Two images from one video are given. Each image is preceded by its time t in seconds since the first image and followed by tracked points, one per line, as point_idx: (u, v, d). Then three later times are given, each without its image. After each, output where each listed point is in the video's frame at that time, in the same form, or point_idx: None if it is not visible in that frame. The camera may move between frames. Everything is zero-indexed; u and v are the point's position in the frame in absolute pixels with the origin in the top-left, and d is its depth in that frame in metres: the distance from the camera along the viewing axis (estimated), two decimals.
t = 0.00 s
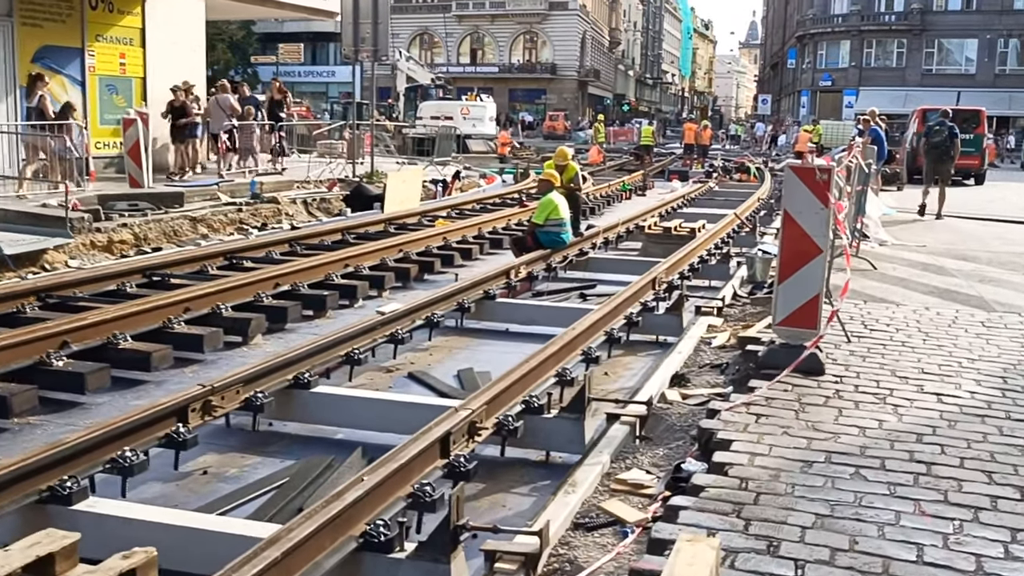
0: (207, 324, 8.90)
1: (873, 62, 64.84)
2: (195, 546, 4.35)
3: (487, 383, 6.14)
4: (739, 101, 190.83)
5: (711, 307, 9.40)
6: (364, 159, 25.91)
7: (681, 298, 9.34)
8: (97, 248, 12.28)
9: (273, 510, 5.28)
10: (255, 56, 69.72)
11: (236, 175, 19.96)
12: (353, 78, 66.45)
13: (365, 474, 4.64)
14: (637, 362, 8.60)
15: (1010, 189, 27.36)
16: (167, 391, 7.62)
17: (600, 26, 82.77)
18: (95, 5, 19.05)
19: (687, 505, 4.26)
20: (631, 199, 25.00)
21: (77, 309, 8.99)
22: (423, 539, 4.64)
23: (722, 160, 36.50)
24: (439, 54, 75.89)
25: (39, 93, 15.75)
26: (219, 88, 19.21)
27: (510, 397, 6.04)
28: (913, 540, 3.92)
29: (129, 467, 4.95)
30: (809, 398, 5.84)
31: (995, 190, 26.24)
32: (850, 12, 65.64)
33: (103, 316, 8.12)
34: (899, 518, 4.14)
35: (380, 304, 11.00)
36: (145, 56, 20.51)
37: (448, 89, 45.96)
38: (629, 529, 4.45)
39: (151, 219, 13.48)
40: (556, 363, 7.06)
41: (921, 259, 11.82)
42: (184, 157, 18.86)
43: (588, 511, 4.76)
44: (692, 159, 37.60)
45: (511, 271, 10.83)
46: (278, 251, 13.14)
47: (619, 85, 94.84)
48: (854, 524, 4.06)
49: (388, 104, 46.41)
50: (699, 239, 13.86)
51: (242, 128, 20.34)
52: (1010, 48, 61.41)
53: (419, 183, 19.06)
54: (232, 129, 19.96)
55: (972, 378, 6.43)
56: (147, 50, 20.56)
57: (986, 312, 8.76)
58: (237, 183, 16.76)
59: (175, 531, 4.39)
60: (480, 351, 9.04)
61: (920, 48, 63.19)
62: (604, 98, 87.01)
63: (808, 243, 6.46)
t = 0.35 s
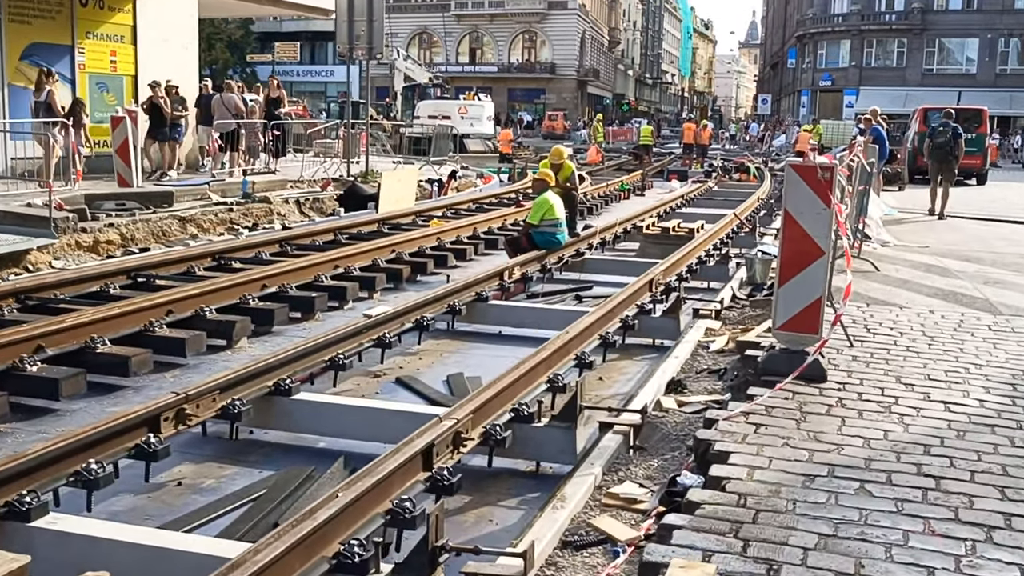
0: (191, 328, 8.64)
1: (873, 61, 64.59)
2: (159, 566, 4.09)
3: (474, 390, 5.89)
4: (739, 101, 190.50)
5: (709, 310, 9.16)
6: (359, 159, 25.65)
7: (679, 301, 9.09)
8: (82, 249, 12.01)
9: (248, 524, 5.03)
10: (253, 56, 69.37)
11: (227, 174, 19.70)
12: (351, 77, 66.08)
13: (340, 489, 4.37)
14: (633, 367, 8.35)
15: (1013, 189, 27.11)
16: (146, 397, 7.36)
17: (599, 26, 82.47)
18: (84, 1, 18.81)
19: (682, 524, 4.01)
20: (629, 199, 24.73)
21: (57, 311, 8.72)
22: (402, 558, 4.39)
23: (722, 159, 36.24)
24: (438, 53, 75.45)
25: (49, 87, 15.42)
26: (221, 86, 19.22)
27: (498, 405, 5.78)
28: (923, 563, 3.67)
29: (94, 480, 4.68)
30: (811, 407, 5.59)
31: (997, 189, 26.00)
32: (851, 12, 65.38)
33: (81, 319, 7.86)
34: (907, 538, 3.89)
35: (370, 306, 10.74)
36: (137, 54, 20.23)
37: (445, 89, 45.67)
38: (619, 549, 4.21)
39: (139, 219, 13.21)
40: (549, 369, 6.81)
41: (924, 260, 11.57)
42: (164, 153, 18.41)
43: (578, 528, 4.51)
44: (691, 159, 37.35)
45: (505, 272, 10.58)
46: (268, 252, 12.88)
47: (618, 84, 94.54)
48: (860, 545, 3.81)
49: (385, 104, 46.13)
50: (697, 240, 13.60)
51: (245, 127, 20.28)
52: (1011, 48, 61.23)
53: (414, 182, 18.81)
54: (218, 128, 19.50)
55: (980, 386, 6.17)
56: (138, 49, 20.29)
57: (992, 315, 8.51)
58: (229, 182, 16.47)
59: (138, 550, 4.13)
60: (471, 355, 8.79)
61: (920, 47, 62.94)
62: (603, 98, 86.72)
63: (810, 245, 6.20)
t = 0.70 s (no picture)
0: (169, 336, 8.36)
1: (871, 61, 64.36)
2: None
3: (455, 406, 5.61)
4: (737, 102, 190.25)
5: (705, 318, 8.88)
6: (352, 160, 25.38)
7: (673, 309, 8.83)
8: (63, 253, 11.73)
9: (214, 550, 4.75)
10: (249, 56, 69.08)
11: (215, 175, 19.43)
12: (347, 78, 65.81)
13: (306, 518, 4.09)
14: (625, 377, 8.08)
15: (1013, 190, 26.87)
16: (119, 410, 7.08)
17: (596, 27, 82.27)
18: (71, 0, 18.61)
19: (671, 558, 3.73)
20: (625, 201, 24.47)
21: (30, 319, 8.43)
22: None
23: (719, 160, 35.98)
24: (434, 54, 75.02)
25: (54, 90, 15.23)
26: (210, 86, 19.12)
27: (480, 422, 5.51)
28: None
29: (49, 506, 4.40)
30: (810, 425, 5.31)
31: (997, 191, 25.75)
32: (849, 12, 65.18)
33: (51, 328, 7.57)
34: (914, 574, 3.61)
35: (357, 312, 10.47)
36: (125, 55, 19.93)
37: (441, 89, 45.41)
38: None
39: (123, 222, 12.93)
40: (537, 381, 6.53)
41: (925, 265, 11.30)
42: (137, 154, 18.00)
43: (561, 558, 4.24)
44: (689, 160, 37.09)
45: (495, 278, 10.31)
46: (254, 256, 12.61)
47: (616, 85, 94.24)
48: None
49: (381, 105, 45.86)
50: (693, 243, 13.34)
51: (242, 127, 20.41)
52: (1010, 48, 61.01)
53: (407, 184, 18.53)
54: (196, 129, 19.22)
55: (987, 401, 5.90)
56: (127, 49, 20.01)
57: (997, 324, 8.24)
58: (217, 184, 16.18)
59: None
60: (458, 364, 8.51)
61: (919, 47, 62.70)
62: (601, 99, 86.53)
63: (808, 253, 5.93)
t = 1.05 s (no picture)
0: (142, 335, 8.11)
1: (872, 55, 64.01)
2: None
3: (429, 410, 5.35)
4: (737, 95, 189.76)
5: (696, 315, 8.62)
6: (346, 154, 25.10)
7: (664, 305, 8.56)
8: (42, 250, 11.48)
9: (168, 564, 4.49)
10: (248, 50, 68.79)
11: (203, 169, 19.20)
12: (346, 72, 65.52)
13: (259, 535, 3.83)
14: (613, 377, 7.81)
15: (1016, 184, 26.54)
16: (86, 412, 6.83)
17: (596, 20, 81.90)
18: None
19: None
20: (623, 194, 24.21)
21: None
22: None
23: (718, 154, 35.65)
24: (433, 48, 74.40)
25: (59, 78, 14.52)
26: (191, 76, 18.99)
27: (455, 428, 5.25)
28: None
29: None
30: (800, 429, 5.05)
31: (998, 185, 25.43)
32: (849, 4, 64.80)
33: (17, 328, 7.32)
34: None
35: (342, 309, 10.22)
36: (111, 47, 19.82)
37: (440, 83, 45.13)
38: None
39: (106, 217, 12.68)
40: (519, 383, 6.27)
41: (924, 259, 11.02)
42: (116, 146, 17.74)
43: (533, 573, 3.98)
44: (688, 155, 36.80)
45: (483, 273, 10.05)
46: (239, 251, 12.35)
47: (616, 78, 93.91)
48: None
49: (379, 98, 45.59)
50: (688, 237, 13.06)
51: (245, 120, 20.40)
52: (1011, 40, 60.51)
53: (399, 178, 18.27)
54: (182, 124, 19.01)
55: (986, 403, 5.63)
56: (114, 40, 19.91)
57: (997, 321, 7.96)
58: (204, 179, 15.91)
59: None
60: (442, 363, 8.25)
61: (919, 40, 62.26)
62: (601, 92, 86.21)
63: (800, 248, 5.66)
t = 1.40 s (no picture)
0: (115, 330, 7.84)
1: (871, 42, 63.39)
2: None
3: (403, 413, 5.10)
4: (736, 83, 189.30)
5: (688, 308, 8.36)
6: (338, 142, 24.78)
7: (655, 299, 8.31)
8: (20, 240, 11.20)
9: None
10: (243, 37, 68.24)
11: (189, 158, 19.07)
12: (342, 59, 65.01)
13: (209, 552, 3.58)
14: (601, 373, 7.56)
15: (1015, 173, 26.33)
16: (53, 411, 6.58)
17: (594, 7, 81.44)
18: None
19: None
20: (618, 183, 23.93)
21: None
22: None
23: (715, 142, 35.37)
24: (430, 35, 73.33)
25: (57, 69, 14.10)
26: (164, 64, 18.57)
27: (429, 431, 4.98)
28: None
29: None
30: (793, 433, 4.80)
31: (997, 174, 25.21)
32: None
33: None
34: None
35: (325, 302, 9.96)
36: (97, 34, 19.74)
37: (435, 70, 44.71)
38: None
39: (87, 207, 12.41)
40: (501, 382, 6.02)
41: (923, 250, 10.77)
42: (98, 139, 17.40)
43: None
44: (684, 143, 36.48)
45: (470, 265, 9.79)
46: (223, 241, 12.07)
47: (614, 66, 93.43)
48: None
49: (374, 86, 45.17)
50: (682, 227, 12.80)
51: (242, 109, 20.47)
52: (1011, 28, 60.29)
53: (390, 167, 17.99)
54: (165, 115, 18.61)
55: (988, 404, 5.38)
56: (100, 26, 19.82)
57: (998, 315, 7.72)
58: (190, 168, 15.62)
59: None
60: (425, 359, 7.99)
61: (919, 28, 61.93)
62: (598, 81, 85.74)
63: (792, 242, 5.41)
